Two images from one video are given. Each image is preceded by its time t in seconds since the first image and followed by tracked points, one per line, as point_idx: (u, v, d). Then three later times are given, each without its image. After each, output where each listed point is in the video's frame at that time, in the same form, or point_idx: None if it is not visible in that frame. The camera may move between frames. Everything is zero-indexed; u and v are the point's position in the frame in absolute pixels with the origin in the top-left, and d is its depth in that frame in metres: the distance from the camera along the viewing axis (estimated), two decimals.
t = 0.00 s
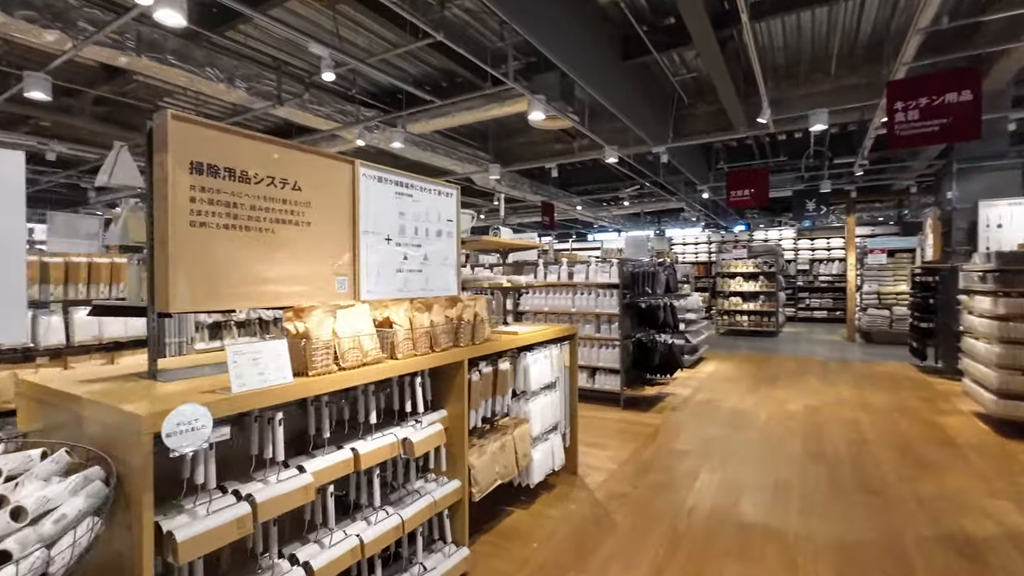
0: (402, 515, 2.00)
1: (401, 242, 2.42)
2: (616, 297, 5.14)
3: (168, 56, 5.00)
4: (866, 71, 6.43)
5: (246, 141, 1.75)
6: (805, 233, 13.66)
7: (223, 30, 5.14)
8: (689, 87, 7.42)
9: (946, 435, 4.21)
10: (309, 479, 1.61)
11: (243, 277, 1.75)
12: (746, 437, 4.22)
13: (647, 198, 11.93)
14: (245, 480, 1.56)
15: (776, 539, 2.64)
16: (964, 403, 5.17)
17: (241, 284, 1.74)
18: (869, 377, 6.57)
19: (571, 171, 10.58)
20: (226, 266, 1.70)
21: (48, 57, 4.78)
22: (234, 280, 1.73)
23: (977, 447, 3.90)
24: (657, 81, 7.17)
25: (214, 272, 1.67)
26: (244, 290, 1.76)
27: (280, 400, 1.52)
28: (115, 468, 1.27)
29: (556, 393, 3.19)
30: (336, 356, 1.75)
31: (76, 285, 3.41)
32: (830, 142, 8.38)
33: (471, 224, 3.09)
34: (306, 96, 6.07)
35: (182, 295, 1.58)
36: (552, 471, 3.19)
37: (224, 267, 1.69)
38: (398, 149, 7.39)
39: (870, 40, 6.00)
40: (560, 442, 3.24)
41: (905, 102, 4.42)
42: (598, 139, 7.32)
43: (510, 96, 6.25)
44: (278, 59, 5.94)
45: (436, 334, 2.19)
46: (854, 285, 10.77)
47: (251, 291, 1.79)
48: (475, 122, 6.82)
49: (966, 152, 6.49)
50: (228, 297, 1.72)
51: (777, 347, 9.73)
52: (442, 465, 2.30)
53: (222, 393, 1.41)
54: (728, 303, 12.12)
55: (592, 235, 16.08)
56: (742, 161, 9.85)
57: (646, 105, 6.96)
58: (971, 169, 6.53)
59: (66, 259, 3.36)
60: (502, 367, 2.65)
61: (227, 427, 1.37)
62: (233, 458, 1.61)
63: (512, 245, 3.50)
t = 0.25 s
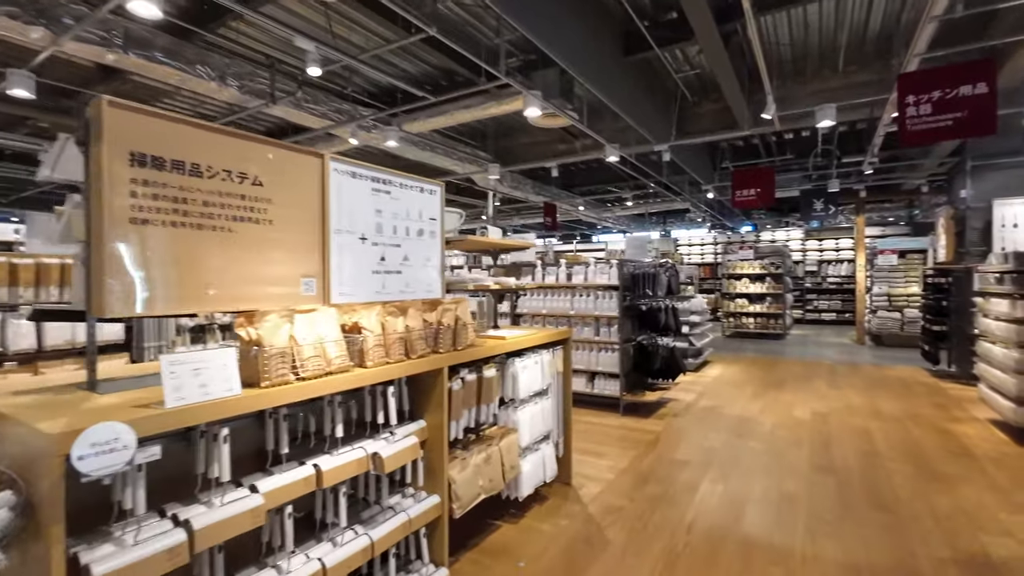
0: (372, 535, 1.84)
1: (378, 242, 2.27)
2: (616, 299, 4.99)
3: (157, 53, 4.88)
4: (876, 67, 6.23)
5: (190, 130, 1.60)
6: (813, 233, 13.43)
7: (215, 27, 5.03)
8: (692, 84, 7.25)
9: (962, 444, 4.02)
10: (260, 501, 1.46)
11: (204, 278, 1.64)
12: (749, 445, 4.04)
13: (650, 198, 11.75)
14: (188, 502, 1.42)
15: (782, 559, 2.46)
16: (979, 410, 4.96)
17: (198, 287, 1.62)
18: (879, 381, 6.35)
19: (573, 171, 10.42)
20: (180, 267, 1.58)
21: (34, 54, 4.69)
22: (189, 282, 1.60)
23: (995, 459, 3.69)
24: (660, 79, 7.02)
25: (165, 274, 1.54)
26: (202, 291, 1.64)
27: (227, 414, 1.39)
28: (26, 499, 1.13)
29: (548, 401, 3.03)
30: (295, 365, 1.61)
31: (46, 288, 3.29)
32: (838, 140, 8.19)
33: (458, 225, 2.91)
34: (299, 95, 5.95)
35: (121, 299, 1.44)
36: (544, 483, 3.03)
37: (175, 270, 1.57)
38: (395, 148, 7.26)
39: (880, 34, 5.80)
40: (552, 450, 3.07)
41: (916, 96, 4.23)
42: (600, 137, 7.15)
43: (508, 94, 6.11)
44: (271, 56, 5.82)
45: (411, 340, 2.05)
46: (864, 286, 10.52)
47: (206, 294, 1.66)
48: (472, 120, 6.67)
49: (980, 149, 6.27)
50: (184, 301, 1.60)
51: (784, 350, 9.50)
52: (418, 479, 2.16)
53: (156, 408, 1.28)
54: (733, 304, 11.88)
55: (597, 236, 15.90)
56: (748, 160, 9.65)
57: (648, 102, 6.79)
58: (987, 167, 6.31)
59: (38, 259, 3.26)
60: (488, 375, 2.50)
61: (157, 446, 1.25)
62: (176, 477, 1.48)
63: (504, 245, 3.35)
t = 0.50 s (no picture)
0: (332, 553, 1.67)
1: (347, 233, 2.10)
2: (611, 299, 4.81)
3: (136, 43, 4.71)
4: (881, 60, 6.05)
5: (151, 112, 1.49)
6: (814, 233, 13.25)
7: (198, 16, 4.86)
8: (691, 79, 7.09)
9: (972, 449, 3.84)
10: (193, 520, 1.30)
11: (159, 271, 1.52)
12: (749, 450, 3.86)
13: (650, 197, 11.58)
14: (108, 522, 1.25)
15: None
16: (988, 413, 4.78)
17: (154, 279, 1.51)
18: (884, 383, 6.17)
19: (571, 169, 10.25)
20: (135, 258, 1.47)
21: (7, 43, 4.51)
22: (147, 275, 1.50)
23: (1009, 466, 3.49)
24: (659, 73, 6.85)
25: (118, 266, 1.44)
26: (162, 286, 1.53)
27: (152, 422, 1.22)
28: None
29: (536, 404, 2.85)
30: (238, 365, 1.44)
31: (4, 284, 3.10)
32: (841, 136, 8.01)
33: (441, 215, 2.82)
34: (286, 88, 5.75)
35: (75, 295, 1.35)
36: (531, 492, 2.85)
37: (129, 260, 1.45)
38: (387, 144, 7.09)
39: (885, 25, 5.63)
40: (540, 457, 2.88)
41: (924, 86, 4.03)
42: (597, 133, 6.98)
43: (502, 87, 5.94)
44: (257, 48, 5.63)
45: (379, 339, 1.87)
46: (866, 286, 10.33)
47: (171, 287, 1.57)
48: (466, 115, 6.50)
49: (988, 144, 6.09)
50: (136, 294, 1.49)
51: (786, 351, 9.31)
52: (388, 489, 1.98)
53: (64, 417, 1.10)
54: (734, 304, 11.68)
55: (597, 235, 15.75)
56: (748, 157, 9.48)
57: (646, 97, 6.62)
58: (995, 162, 6.13)
59: None
60: (468, 377, 2.32)
61: (58, 459, 1.11)
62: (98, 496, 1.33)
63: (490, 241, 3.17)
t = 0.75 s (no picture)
0: None
1: (302, 232, 1.88)
2: (602, 301, 4.61)
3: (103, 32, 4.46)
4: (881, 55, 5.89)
5: (117, 103, 1.39)
6: (809, 233, 13.13)
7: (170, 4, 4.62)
8: (685, 74, 6.91)
9: (978, 458, 3.68)
10: None
11: (133, 275, 1.43)
12: (747, 460, 3.68)
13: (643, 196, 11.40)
14: None
15: None
16: (991, 419, 4.63)
17: (129, 284, 1.42)
18: (882, 387, 6.02)
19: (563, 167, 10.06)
20: (107, 262, 1.38)
21: None
22: (122, 279, 1.41)
23: (1018, 477, 3.33)
24: (652, 67, 6.67)
25: (79, 265, 1.32)
26: (130, 292, 1.43)
27: (29, 460, 1.00)
28: None
29: (517, 418, 2.64)
30: (152, 387, 1.22)
31: None
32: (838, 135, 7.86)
33: (416, 212, 2.52)
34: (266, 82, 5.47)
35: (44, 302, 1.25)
36: (512, 511, 2.64)
37: (101, 265, 1.36)
38: (373, 141, 6.87)
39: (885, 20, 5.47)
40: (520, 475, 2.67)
41: (927, 79, 3.86)
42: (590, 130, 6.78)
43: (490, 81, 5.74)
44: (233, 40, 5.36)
45: (333, 350, 1.66)
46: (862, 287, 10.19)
47: (148, 291, 1.48)
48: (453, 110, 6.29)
49: (988, 142, 5.95)
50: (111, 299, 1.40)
51: (782, 353, 9.15)
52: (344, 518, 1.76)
53: None
54: (729, 305, 11.53)
55: (590, 235, 15.59)
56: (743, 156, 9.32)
57: (639, 92, 6.43)
58: (996, 160, 5.99)
59: None
60: (439, 391, 2.10)
61: None
62: None
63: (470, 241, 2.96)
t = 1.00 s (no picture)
0: None
1: (255, 226, 1.70)
2: (591, 301, 4.46)
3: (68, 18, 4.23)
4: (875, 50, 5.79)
5: (88, 95, 1.34)
6: (800, 232, 13.09)
7: None
8: (677, 70, 6.79)
9: (975, 463, 3.58)
10: None
11: (105, 274, 1.37)
12: (740, 467, 3.55)
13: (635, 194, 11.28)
14: None
15: None
16: (986, 421, 4.55)
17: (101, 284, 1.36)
18: (875, 388, 5.93)
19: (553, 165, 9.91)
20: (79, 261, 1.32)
21: None
22: (94, 279, 1.35)
23: (1017, 483, 3.23)
24: (643, 62, 6.54)
25: (54, 267, 1.27)
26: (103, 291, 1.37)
27: None
28: None
29: (498, 426, 2.49)
30: (55, 406, 1.05)
31: None
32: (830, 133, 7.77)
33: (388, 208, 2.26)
34: (245, 74, 5.24)
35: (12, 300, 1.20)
36: (492, 526, 2.47)
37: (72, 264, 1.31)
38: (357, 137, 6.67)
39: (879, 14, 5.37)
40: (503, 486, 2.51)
41: (925, 72, 3.74)
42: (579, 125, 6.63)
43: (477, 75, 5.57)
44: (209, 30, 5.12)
45: (286, 358, 1.49)
46: (854, 286, 10.14)
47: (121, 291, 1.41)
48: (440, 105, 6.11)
49: (982, 140, 5.88)
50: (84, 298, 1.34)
51: (774, 353, 9.06)
52: (298, 543, 1.59)
53: None
54: (720, 305, 11.44)
55: (582, 233, 15.46)
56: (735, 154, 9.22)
57: (630, 87, 6.30)
58: (989, 159, 5.93)
59: None
60: (409, 400, 1.94)
61: None
62: None
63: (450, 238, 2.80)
